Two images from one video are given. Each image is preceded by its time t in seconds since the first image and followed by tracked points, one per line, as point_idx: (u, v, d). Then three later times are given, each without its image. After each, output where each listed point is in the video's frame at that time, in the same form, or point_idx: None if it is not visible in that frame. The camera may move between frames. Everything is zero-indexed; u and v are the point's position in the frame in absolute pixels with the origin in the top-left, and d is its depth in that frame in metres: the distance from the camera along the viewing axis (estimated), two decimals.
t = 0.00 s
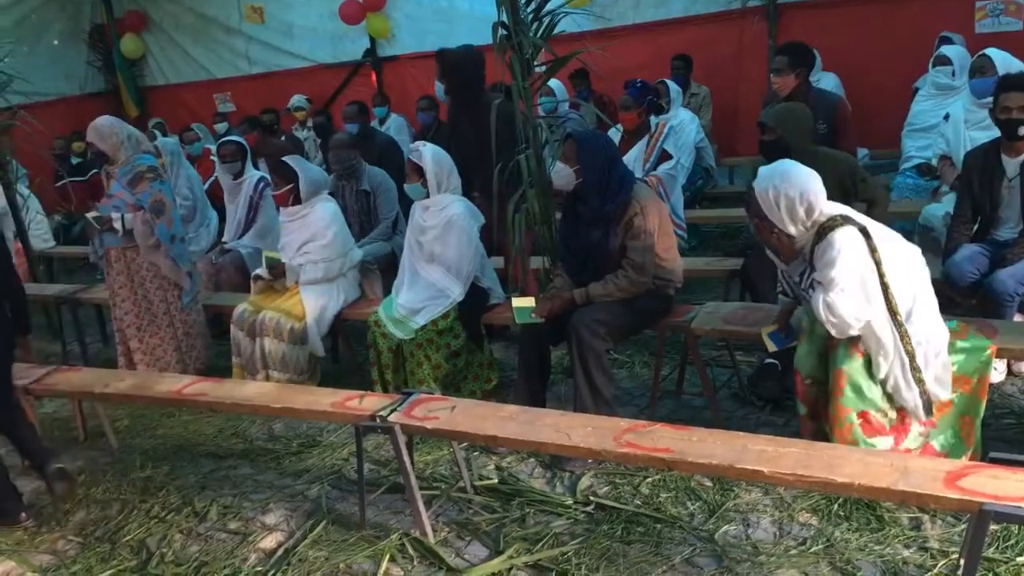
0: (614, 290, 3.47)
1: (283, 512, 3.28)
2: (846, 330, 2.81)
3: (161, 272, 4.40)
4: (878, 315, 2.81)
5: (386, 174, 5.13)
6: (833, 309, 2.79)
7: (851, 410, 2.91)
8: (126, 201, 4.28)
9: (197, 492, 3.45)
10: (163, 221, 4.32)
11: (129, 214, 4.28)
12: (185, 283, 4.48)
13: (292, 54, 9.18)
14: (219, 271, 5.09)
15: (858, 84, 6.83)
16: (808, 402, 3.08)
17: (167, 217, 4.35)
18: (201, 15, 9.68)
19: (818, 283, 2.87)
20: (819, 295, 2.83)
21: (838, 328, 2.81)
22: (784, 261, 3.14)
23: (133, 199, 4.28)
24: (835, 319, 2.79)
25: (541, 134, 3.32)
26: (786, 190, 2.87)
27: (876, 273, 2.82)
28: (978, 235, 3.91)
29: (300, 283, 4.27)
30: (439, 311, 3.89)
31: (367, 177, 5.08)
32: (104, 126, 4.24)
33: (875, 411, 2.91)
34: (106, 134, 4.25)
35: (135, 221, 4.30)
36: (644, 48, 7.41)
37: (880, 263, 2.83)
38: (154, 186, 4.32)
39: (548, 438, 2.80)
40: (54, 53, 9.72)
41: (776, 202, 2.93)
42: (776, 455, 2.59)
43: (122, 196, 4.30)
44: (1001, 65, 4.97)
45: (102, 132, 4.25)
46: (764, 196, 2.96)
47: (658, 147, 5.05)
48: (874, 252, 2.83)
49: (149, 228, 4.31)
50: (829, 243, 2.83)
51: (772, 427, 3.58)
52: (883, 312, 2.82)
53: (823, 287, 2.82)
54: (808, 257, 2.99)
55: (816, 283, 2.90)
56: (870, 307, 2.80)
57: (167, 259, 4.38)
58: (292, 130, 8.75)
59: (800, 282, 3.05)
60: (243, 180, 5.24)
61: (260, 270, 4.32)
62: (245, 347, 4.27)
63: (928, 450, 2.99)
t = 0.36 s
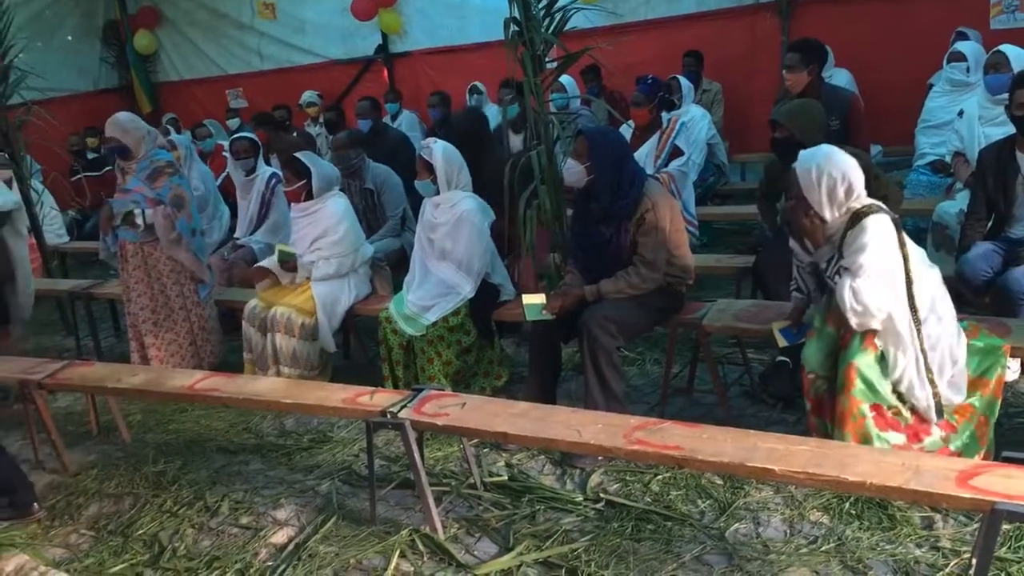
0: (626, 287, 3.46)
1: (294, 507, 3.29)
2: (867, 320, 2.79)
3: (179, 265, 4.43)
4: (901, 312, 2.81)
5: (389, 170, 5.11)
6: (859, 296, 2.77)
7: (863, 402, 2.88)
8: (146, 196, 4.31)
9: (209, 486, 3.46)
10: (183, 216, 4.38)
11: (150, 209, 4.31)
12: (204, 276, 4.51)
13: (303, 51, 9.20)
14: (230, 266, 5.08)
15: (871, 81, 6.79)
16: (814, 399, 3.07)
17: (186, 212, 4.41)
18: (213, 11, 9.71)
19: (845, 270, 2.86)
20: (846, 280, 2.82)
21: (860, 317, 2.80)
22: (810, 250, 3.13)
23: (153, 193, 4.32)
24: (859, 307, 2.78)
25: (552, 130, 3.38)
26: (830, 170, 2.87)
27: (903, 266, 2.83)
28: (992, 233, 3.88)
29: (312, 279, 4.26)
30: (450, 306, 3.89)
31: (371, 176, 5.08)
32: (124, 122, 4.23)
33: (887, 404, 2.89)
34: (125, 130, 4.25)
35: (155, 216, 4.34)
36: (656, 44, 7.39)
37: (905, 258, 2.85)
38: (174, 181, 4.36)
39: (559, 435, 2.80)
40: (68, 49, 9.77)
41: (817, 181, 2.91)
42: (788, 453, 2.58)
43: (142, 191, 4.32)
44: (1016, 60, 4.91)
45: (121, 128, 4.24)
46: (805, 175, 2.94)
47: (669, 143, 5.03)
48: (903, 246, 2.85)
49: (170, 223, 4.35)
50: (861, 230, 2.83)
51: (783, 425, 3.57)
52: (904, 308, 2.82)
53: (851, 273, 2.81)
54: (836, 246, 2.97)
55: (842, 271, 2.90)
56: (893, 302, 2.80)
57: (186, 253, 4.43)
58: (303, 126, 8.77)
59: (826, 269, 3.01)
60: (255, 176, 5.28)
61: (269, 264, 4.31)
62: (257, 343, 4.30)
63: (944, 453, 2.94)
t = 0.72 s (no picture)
0: (633, 286, 3.45)
1: (302, 506, 3.30)
2: (895, 290, 2.77)
3: (191, 263, 4.44)
4: (926, 293, 2.79)
5: (395, 170, 5.11)
6: (892, 263, 2.76)
7: (868, 389, 2.88)
8: (153, 194, 4.36)
9: (217, 485, 3.47)
10: (190, 214, 4.40)
11: (157, 206, 4.35)
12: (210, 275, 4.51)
13: (310, 50, 9.21)
14: (238, 266, 5.04)
15: (879, 79, 6.77)
16: (823, 392, 3.11)
17: (194, 211, 4.44)
18: (221, 11, 9.73)
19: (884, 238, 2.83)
20: (882, 245, 2.80)
21: (888, 287, 2.77)
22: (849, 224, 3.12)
23: (160, 193, 4.38)
24: (891, 275, 2.76)
25: (560, 129, 3.41)
26: (887, 133, 2.84)
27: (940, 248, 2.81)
28: (1002, 232, 3.86)
29: (319, 279, 4.25)
30: (457, 306, 3.90)
31: (376, 174, 5.08)
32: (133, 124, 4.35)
33: (894, 394, 2.88)
34: (134, 133, 4.36)
35: (161, 214, 4.37)
36: (663, 42, 7.38)
37: (943, 242, 2.84)
38: (180, 180, 4.42)
39: (566, 434, 2.80)
40: (75, 49, 9.80)
41: (872, 146, 2.87)
42: (796, 452, 2.57)
43: (149, 190, 4.38)
44: None
45: (130, 131, 4.36)
46: (860, 140, 2.89)
47: (676, 142, 5.03)
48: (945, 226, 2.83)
49: (176, 220, 4.37)
50: (907, 197, 2.81)
51: (791, 424, 3.56)
52: (930, 290, 2.79)
53: (891, 239, 2.79)
54: (879, 216, 2.96)
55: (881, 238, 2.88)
56: (923, 282, 2.78)
57: (193, 252, 4.44)
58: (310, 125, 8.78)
59: (864, 237, 3.00)
60: (262, 175, 5.27)
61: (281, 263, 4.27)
62: (264, 341, 4.29)
63: (947, 449, 2.96)
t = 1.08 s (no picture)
0: (645, 286, 3.44)
1: (314, 504, 3.31)
2: (930, 286, 2.81)
3: (213, 258, 4.47)
4: (964, 290, 2.81)
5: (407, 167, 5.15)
6: (926, 260, 2.78)
7: (880, 384, 2.89)
8: (162, 201, 4.41)
9: (230, 482, 3.49)
10: (202, 210, 4.47)
11: (170, 211, 4.40)
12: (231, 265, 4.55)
13: (323, 49, 9.24)
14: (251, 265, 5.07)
15: (893, 78, 6.73)
16: (830, 379, 3.11)
17: (203, 207, 4.51)
18: (234, 10, 9.77)
19: (917, 233, 2.85)
20: (916, 241, 2.82)
21: (923, 283, 2.81)
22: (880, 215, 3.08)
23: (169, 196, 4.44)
24: (926, 272, 2.79)
25: (571, 129, 3.36)
26: (928, 129, 2.83)
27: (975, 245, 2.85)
28: (1017, 232, 3.83)
29: (330, 281, 4.27)
30: (468, 306, 3.90)
31: (391, 174, 5.10)
32: (122, 136, 4.44)
33: (906, 390, 2.89)
34: (124, 144, 4.45)
35: (176, 216, 4.42)
36: (676, 41, 7.36)
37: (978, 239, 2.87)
38: (183, 179, 4.48)
39: (578, 434, 2.80)
40: (91, 48, 9.87)
41: (912, 141, 2.87)
42: (808, 453, 2.57)
43: (159, 198, 4.43)
44: None
45: (120, 144, 4.44)
46: (900, 134, 2.89)
47: (688, 142, 5.02)
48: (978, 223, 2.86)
49: (191, 219, 4.43)
50: (945, 194, 2.83)
51: (804, 425, 3.55)
52: (967, 286, 2.82)
53: (925, 236, 2.81)
54: (913, 211, 2.94)
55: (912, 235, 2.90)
56: (961, 278, 2.82)
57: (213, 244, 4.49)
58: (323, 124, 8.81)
59: (897, 230, 2.95)
60: (276, 175, 5.32)
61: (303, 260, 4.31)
62: (276, 339, 4.29)
63: (959, 448, 2.92)
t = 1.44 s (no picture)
0: (666, 286, 3.43)
1: (335, 502, 3.33)
2: (943, 294, 2.75)
3: (234, 259, 4.51)
4: (978, 295, 2.77)
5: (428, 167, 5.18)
6: (937, 267, 2.73)
7: (906, 379, 2.83)
8: (185, 204, 4.41)
9: (252, 480, 3.52)
10: (223, 213, 4.48)
11: (192, 213, 4.40)
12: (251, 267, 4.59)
13: (344, 50, 9.29)
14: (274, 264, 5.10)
15: (917, 77, 6.66)
16: (857, 382, 3.07)
17: (225, 208, 4.52)
18: (257, 11, 9.84)
19: (926, 241, 2.81)
20: (925, 250, 2.78)
21: (935, 291, 2.75)
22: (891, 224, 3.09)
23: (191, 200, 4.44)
24: (938, 279, 2.73)
25: (593, 128, 3.39)
26: (925, 141, 2.80)
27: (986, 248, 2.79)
28: None
29: (352, 281, 4.29)
30: (489, 305, 3.90)
31: (412, 174, 5.13)
32: (146, 136, 4.43)
33: (929, 387, 2.84)
34: (148, 143, 4.46)
35: (198, 219, 4.44)
36: (698, 40, 7.33)
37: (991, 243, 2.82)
38: (206, 182, 4.47)
39: (599, 434, 2.79)
40: (116, 49, 9.99)
41: (910, 154, 2.84)
42: (831, 455, 2.55)
43: (181, 202, 4.43)
44: None
45: (144, 144, 4.45)
46: (897, 147, 2.86)
47: (711, 141, 5.00)
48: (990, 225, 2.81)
49: (213, 222, 4.45)
50: (950, 200, 2.79)
51: (826, 426, 3.52)
52: (981, 291, 2.77)
53: (934, 243, 2.76)
54: (919, 220, 2.93)
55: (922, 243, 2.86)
56: (973, 284, 2.76)
57: (233, 246, 4.52)
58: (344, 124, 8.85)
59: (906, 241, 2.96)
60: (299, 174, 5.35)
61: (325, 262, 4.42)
62: (299, 337, 4.30)
63: (969, 447, 2.93)
